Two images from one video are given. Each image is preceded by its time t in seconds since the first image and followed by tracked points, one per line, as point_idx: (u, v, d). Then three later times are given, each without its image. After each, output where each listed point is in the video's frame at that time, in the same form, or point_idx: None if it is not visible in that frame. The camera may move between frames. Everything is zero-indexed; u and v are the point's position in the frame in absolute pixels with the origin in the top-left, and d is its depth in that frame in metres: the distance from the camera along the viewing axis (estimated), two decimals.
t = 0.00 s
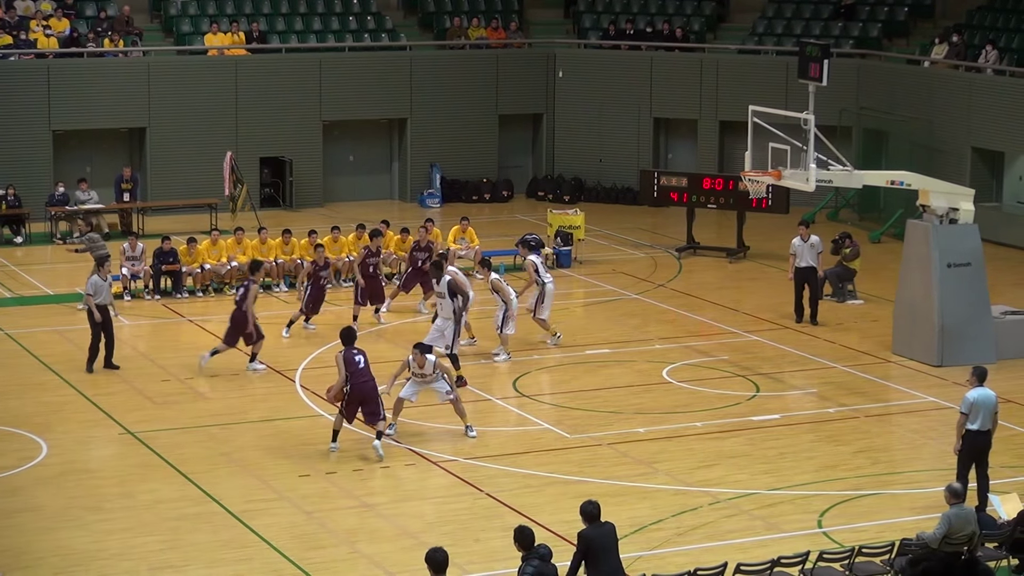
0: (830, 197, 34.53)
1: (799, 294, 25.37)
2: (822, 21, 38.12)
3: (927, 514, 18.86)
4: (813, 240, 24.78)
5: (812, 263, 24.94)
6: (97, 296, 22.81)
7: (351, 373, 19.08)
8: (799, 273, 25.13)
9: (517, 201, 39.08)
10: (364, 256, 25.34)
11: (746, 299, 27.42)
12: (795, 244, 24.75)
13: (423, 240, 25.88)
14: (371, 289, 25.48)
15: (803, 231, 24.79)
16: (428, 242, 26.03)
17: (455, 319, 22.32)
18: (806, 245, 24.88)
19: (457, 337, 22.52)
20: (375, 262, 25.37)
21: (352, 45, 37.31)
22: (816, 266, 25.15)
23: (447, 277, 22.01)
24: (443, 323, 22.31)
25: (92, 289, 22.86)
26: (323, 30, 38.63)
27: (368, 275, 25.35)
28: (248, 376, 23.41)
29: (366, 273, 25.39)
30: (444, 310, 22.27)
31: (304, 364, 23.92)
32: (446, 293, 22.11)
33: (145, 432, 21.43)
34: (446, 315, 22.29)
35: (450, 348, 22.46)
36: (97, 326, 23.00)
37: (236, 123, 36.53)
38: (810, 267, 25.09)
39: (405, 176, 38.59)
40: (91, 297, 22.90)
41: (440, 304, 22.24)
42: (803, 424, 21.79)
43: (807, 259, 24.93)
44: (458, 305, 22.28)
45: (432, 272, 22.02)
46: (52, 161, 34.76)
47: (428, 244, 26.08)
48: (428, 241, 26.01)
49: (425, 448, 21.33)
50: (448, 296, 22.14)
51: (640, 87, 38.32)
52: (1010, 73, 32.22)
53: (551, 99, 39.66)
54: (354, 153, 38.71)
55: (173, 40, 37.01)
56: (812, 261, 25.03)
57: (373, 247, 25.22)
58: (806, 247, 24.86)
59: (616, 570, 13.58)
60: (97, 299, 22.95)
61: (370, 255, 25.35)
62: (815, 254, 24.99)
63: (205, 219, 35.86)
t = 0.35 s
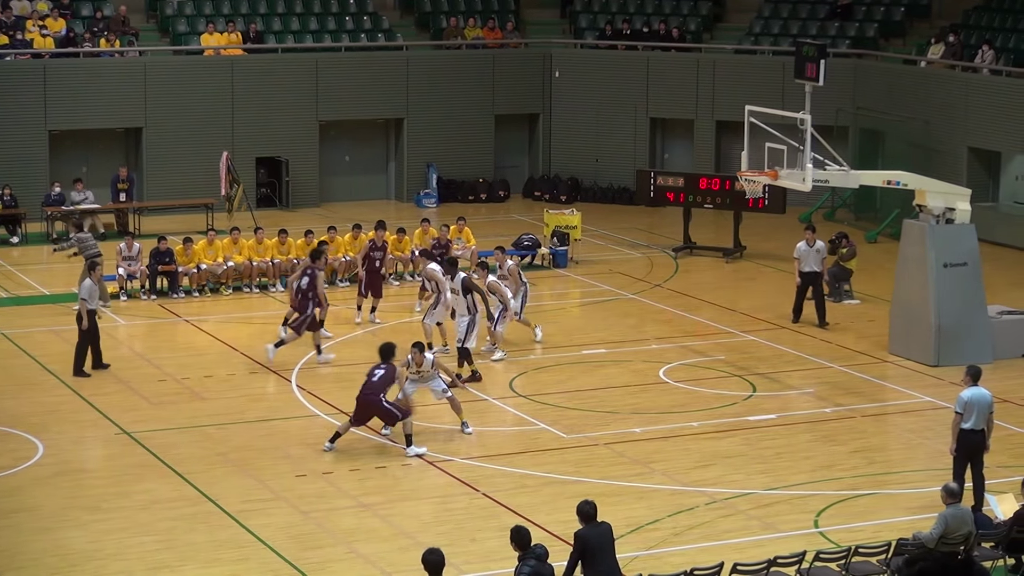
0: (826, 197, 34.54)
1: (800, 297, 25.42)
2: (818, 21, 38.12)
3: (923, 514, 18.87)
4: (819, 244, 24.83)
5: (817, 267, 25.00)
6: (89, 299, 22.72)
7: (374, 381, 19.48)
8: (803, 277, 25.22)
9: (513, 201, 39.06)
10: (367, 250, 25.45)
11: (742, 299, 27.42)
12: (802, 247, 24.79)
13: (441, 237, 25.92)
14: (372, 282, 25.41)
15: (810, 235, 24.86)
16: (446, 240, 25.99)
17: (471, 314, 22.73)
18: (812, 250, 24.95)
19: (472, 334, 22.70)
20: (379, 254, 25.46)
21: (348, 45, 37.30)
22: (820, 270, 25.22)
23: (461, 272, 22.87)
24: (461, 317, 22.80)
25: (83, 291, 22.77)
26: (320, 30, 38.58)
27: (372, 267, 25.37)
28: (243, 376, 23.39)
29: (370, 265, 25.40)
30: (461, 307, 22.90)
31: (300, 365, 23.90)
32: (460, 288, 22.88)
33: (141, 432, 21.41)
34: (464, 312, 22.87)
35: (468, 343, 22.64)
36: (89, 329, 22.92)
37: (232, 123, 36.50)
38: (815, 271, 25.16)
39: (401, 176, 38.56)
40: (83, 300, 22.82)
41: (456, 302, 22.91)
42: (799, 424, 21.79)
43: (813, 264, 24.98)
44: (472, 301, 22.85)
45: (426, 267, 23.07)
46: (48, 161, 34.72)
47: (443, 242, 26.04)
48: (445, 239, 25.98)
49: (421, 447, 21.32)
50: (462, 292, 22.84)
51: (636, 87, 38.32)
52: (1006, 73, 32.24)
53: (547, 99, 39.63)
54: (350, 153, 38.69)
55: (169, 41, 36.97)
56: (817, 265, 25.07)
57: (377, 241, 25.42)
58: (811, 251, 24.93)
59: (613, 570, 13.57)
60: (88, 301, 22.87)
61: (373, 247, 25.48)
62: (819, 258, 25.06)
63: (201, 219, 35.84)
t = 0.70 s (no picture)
0: (816, 197, 34.60)
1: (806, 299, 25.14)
2: (808, 20, 38.11)
3: (913, 514, 18.88)
4: (824, 244, 24.68)
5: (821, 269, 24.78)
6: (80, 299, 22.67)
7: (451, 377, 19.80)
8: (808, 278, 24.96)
9: (503, 201, 39.03)
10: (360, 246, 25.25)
11: (732, 298, 27.43)
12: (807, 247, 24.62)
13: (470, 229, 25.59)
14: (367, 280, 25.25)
15: (817, 235, 24.75)
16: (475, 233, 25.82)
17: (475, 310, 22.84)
18: (818, 251, 24.76)
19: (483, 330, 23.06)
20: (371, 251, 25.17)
21: (338, 45, 37.29)
22: (825, 271, 25.00)
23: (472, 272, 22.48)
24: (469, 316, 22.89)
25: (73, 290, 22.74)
26: (310, 30, 38.54)
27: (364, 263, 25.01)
28: (233, 376, 23.37)
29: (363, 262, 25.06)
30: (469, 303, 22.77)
31: (290, 364, 23.88)
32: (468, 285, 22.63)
33: (131, 432, 21.40)
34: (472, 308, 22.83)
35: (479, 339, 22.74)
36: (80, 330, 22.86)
37: (222, 122, 36.46)
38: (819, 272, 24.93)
39: (391, 175, 38.52)
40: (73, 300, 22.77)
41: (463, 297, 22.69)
42: (788, 424, 21.81)
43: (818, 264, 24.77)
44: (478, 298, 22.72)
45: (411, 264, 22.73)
46: (38, 161, 34.68)
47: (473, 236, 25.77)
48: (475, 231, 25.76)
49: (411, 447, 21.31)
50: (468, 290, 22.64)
51: (626, 87, 38.34)
52: (996, 73, 32.26)
53: (538, 99, 39.62)
54: (341, 153, 38.66)
55: (159, 41, 36.94)
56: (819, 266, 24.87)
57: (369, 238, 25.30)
58: (816, 252, 24.76)
59: (603, 570, 13.55)
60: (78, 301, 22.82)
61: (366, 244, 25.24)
62: (823, 259, 24.86)
63: (191, 219, 35.81)
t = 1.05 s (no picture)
0: (785, 195, 34.69)
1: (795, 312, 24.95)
2: (776, 20, 38.16)
3: (881, 511, 18.96)
4: (807, 254, 24.53)
5: (809, 279, 24.56)
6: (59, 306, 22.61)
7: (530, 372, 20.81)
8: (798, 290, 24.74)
9: (472, 200, 38.95)
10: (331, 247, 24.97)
11: (701, 297, 27.49)
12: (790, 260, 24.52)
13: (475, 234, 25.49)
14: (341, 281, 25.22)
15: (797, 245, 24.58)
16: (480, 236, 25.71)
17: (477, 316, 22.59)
18: (802, 262, 24.61)
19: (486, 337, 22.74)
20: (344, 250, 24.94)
21: (306, 44, 37.21)
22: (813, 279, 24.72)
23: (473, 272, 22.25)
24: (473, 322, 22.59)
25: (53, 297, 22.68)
26: (278, 30, 38.38)
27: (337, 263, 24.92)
28: (201, 377, 23.32)
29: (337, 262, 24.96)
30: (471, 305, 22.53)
31: (258, 364, 23.84)
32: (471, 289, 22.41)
33: (100, 433, 21.34)
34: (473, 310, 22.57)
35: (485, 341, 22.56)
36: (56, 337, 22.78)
37: (190, 122, 36.34)
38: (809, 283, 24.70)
39: (360, 175, 38.38)
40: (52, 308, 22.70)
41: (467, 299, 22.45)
42: (756, 423, 21.86)
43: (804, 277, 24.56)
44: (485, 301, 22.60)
45: (396, 257, 22.94)
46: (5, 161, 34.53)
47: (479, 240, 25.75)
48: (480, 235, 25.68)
49: (379, 447, 21.29)
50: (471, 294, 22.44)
51: (596, 86, 38.38)
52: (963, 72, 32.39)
53: (507, 98, 39.57)
54: (309, 152, 38.49)
55: (128, 40, 36.86)
56: (808, 277, 24.65)
57: (342, 239, 24.85)
58: (801, 264, 24.60)
59: (571, 570, 13.58)
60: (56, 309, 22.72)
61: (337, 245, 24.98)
62: (812, 270, 24.61)
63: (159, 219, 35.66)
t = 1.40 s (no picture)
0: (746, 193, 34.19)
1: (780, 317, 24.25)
2: (737, 12, 37.69)
3: (847, 516, 18.38)
4: (802, 262, 23.80)
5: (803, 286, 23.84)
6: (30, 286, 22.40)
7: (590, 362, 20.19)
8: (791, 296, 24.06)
9: (427, 198, 38.33)
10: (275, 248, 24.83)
11: (661, 297, 26.90)
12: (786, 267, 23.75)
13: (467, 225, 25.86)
14: (287, 277, 24.96)
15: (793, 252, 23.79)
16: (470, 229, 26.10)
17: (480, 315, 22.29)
18: (798, 269, 23.86)
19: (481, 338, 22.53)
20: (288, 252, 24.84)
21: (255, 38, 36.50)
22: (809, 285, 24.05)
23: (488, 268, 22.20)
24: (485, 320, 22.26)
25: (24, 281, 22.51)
26: (226, 23, 37.57)
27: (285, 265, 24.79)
28: (146, 381, 22.62)
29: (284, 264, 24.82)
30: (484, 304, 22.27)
31: (206, 367, 23.15)
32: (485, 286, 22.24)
33: (41, 440, 20.62)
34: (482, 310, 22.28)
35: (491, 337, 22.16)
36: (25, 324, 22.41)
37: (136, 119, 35.60)
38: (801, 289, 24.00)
39: (311, 172, 37.64)
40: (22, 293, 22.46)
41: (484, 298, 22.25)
42: (719, 426, 21.26)
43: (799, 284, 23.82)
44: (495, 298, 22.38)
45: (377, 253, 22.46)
46: None
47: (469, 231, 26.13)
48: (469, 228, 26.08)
49: (329, 452, 20.61)
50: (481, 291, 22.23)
51: (553, 80, 37.86)
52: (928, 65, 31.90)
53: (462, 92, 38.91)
54: (258, 149, 37.67)
55: (71, 35, 36.07)
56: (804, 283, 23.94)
57: (287, 239, 24.74)
58: (796, 271, 23.85)
59: None
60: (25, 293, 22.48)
61: (280, 246, 24.81)
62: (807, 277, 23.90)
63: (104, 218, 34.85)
